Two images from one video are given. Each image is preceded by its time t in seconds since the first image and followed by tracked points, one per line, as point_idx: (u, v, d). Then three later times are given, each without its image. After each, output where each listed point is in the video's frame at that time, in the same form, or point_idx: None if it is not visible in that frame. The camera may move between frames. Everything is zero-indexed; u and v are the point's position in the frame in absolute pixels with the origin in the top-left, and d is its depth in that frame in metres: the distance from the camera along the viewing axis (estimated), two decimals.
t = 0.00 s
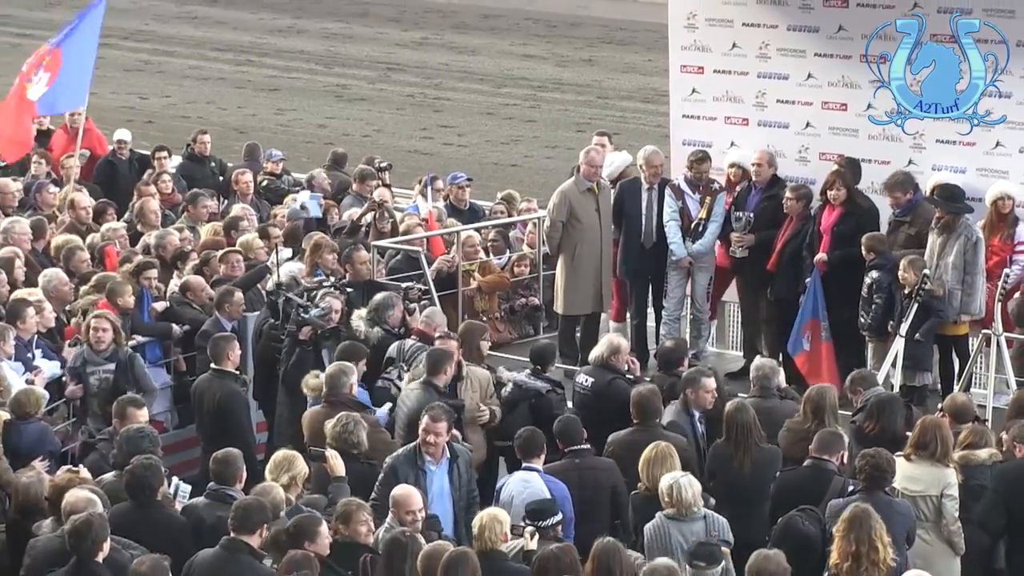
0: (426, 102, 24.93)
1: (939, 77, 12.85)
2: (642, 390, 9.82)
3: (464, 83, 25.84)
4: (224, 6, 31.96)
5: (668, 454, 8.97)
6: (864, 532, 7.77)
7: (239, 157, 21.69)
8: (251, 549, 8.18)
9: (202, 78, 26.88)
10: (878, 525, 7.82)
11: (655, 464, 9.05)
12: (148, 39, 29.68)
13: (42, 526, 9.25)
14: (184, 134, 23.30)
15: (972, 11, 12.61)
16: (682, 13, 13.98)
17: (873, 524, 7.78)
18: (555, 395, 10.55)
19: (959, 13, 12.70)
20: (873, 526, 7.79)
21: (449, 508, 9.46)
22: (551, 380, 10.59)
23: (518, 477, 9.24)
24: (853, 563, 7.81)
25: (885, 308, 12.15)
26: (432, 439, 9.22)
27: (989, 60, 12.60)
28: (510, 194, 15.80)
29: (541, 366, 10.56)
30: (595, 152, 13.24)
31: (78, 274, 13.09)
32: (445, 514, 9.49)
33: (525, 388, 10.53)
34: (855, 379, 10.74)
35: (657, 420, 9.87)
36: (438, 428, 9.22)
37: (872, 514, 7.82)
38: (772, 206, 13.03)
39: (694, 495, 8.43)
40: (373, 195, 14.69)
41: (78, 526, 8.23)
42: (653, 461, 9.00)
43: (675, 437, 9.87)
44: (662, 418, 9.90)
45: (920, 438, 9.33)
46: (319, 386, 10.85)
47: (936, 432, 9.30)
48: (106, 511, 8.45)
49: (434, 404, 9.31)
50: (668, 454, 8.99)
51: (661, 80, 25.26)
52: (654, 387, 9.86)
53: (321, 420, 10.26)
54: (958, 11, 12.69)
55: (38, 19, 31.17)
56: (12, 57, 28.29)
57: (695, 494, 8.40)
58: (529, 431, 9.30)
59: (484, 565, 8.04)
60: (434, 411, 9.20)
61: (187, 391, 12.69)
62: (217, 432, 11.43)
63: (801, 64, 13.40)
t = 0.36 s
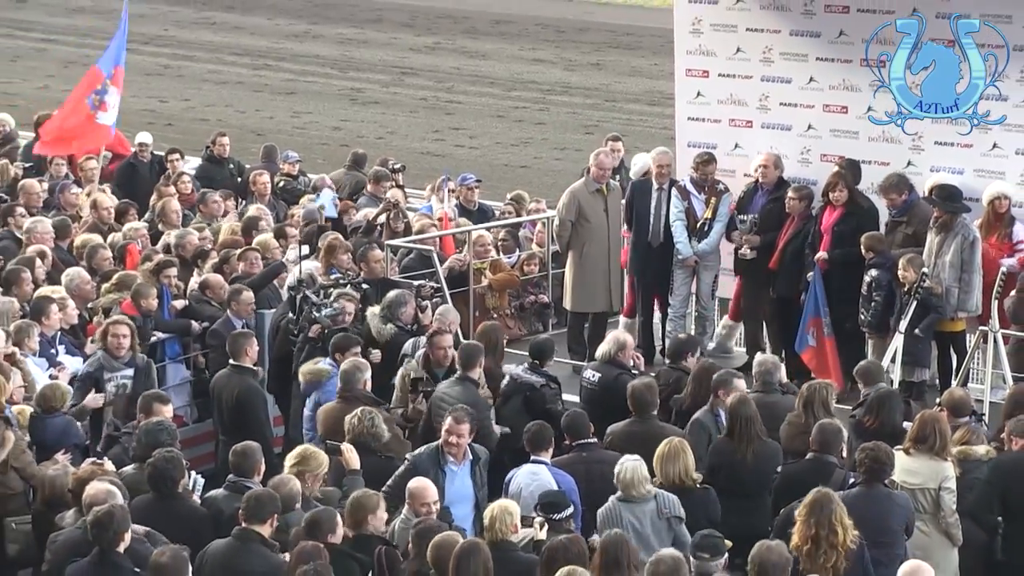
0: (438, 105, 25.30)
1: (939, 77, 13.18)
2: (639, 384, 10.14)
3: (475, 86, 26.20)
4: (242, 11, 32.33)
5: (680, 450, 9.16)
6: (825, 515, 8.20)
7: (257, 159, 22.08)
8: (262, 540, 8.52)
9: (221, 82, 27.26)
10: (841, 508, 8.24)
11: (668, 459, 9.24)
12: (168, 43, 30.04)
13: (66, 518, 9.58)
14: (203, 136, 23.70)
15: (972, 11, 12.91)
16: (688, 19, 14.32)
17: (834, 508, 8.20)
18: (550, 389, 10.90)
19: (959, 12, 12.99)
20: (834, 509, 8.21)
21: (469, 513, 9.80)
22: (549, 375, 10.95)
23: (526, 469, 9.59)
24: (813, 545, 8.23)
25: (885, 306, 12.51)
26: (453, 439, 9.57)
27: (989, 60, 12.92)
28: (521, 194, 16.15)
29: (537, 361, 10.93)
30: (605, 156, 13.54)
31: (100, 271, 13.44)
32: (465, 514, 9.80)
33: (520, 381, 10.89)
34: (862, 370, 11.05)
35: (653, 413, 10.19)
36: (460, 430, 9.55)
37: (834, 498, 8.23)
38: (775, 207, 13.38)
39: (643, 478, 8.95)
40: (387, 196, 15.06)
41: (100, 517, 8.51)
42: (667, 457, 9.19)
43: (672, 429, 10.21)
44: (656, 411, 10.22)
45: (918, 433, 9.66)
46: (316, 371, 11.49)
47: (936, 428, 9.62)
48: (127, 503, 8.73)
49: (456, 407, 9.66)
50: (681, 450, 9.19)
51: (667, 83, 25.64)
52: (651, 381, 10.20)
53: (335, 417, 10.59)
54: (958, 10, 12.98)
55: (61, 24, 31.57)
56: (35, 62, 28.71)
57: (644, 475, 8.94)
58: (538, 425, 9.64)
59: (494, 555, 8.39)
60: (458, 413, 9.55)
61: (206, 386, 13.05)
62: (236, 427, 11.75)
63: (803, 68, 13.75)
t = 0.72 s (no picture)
0: (451, 108, 25.67)
1: (939, 78, 13.55)
2: (635, 378, 10.50)
3: (486, 90, 26.57)
4: (260, 16, 32.70)
5: (701, 444, 9.45)
6: (808, 496, 8.65)
7: (273, 160, 22.45)
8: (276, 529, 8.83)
9: (239, 86, 27.64)
10: (822, 491, 8.69)
11: (691, 455, 9.53)
12: (188, 48, 30.39)
13: (92, 507, 9.90)
14: (222, 139, 24.09)
15: (972, 12, 13.31)
16: (693, 24, 14.71)
17: (817, 491, 8.65)
18: (558, 382, 11.29)
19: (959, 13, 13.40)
20: (817, 491, 8.65)
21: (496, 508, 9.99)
22: (556, 369, 11.34)
23: (535, 462, 9.88)
24: (796, 524, 8.71)
25: (885, 303, 12.87)
26: (489, 436, 9.86)
27: (989, 60, 13.30)
28: (531, 194, 16.51)
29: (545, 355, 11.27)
30: (615, 158, 13.92)
31: (123, 270, 13.80)
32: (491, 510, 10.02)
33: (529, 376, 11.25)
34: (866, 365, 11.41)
35: (650, 406, 10.53)
36: (492, 425, 9.85)
37: (817, 480, 8.68)
38: (778, 207, 13.76)
39: (611, 472, 9.34)
40: (401, 197, 15.45)
41: (122, 509, 8.80)
42: (689, 452, 9.49)
43: (669, 422, 10.54)
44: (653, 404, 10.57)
45: (918, 428, 9.98)
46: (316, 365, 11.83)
47: (933, 423, 9.96)
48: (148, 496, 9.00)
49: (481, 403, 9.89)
50: (701, 445, 9.48)
51: (673, 87, 26.03)
52: (650, 375, 10.55)
53: (350, 412, 10.96)
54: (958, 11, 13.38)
55: (82, 30, 31.96)
56: (57, 66, 29.12)
57: (614, 469, 9.30)
58: (547, 420, 9.93)
59: (504, 545, 8.59)
60: (488, 410, 9.83)
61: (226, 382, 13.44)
62: (255, 421, 12.08)
63: (805, 72, 14.11)
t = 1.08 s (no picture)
0: (464, 112, 26.05)
1: (939, 78, 13.90)
2: (638, 377, 10.77)
3: (499, 95, 26.95)
4: (279, 23, 33.09)
5: (709, 441, 9.72)
6: (806, 487, 9.03)
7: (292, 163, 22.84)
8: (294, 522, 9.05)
9: (258, 91, 28.03)
10: (820, 480, 9.05)
11: (698, 450, 9.81)
12: (209, 53, 30.76)
13: (118, 500, 10.14)
14: (241, 142, 24.50)
15: (972, 12, 13.67)
16: (700, 31, 15.10)
17: (815, 480, 9.02)
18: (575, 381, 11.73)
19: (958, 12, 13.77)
20: (815, 481, 9.02)
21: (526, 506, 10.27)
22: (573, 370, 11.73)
23: (546, 458, 10.12)
24: (795, 514, 9.09)
25: (887, 302, 13.23)
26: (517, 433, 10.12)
27: (989, 59, 13.64)
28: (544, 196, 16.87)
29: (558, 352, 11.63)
30: (626, 160, 14.25)
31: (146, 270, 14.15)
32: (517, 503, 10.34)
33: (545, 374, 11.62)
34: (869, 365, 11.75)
35: (653, 404, 10.87)
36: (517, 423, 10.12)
37: (815, 471, 9.05)
38: (782, 209, 14.14)
39: (594, 457, 9.91)
40: (417, 199, 15.84)
41: (146, 502, 8.98)
42: (696, 449, 9.77)
43: (669, 419, 10.90)
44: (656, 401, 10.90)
45: (921, 425, 10.31)
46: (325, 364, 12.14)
47: (936, 421, 10.29)
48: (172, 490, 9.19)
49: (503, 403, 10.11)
50: (709, 442, 9.76)
51: (681, 92, 26.41)
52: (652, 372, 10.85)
53: (366, 409, 11.31)
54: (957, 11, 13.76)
55: (105, 36, 32.38)
56: (81, 72, 29.57)
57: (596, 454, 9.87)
58: (558, 416, 10.22)
59: (516, 537, 8.91)
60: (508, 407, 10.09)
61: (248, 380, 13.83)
62: (276, 419, 12.33)
63: (810, 77, 14.51)
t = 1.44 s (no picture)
0: (477, 117, 26.44)
1: (940, 77, 14.35)
2: (649, 374, 11.16)
3: (511, 100, 27.34)
4: (297, 30, 33.47)
5: (715, 436, 10.07)
6: (799, 474, 9.45)
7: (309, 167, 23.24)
8: (313, 515, 9.39)
9: (277, 95, 28.42)
10: (814, 467, 9.47)
11: (705, 446, 10.15)
12: (229, 60, 31.16)
13: (142, 494, 10.43)
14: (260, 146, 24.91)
15: (971, 13, 14.11)
16: (707, 38, 15.58)
17: (808, 468, 9.44)
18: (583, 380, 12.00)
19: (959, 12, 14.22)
20: (808, 468, 9.45)
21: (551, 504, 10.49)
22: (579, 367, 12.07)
23: (555, 453, 10.50)
24: (790, 499, 9.51)
25: (888, 303, 13.59)
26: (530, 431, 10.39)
27: (989, 60, 14.08)
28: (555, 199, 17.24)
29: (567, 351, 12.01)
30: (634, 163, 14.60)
31: (167, 270, 14.53)
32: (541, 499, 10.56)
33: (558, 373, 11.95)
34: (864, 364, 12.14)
35: (664, 399, 11.20)
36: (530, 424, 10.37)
37: (808, 459, 9.47)
38: (787, 212, 14.49)
39: (586, 448, 10.15)
40: (430, 201, 16.25)
41: (166, 495, 9.35)
42: (703, 445, 10.10)
43: (681, 416, 11.24)
44: (666, 398, 11.23)
45: (919, 421, 10.66)
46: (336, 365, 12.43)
47: (932, 417, 10.66)
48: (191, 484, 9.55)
49: (519, 404, 10.36)
50: (715, 437, 10.10)
51: (688, 98, 26.80)
52: (662, 371, 11.22)
53: (383, 405, 11.67)
54: (957, 12, 14.20)
55: (129, 42, 32.82)
56: (104, 77, 30.01)
57: (588, 445, 10.12)
58: (567, 412, 10.68)
59: (527, 529, 9.23)
60: (524, 408, 10.33)
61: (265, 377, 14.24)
62: (294, 414, 12.69)
63: (813, 83, 14.99)
